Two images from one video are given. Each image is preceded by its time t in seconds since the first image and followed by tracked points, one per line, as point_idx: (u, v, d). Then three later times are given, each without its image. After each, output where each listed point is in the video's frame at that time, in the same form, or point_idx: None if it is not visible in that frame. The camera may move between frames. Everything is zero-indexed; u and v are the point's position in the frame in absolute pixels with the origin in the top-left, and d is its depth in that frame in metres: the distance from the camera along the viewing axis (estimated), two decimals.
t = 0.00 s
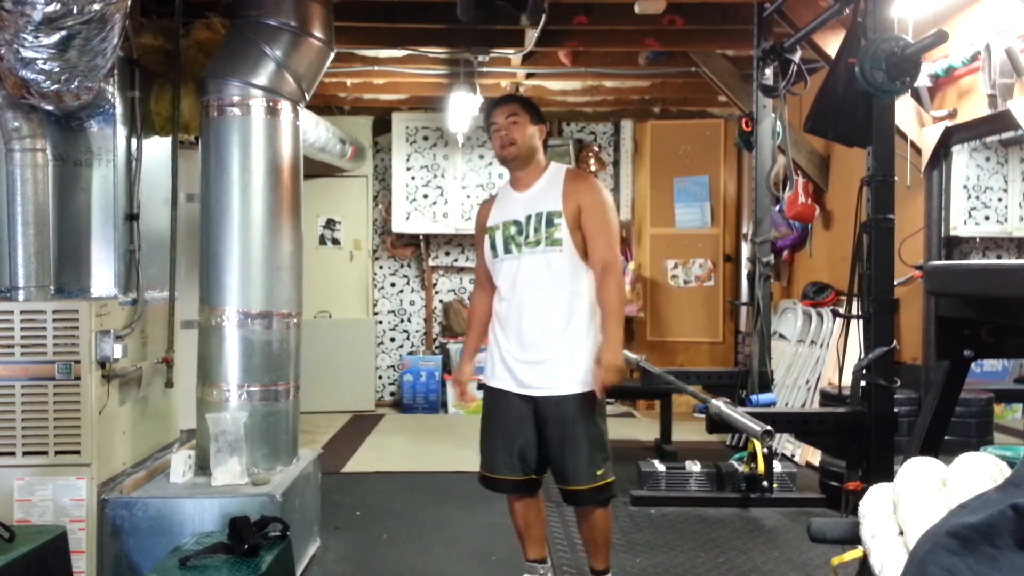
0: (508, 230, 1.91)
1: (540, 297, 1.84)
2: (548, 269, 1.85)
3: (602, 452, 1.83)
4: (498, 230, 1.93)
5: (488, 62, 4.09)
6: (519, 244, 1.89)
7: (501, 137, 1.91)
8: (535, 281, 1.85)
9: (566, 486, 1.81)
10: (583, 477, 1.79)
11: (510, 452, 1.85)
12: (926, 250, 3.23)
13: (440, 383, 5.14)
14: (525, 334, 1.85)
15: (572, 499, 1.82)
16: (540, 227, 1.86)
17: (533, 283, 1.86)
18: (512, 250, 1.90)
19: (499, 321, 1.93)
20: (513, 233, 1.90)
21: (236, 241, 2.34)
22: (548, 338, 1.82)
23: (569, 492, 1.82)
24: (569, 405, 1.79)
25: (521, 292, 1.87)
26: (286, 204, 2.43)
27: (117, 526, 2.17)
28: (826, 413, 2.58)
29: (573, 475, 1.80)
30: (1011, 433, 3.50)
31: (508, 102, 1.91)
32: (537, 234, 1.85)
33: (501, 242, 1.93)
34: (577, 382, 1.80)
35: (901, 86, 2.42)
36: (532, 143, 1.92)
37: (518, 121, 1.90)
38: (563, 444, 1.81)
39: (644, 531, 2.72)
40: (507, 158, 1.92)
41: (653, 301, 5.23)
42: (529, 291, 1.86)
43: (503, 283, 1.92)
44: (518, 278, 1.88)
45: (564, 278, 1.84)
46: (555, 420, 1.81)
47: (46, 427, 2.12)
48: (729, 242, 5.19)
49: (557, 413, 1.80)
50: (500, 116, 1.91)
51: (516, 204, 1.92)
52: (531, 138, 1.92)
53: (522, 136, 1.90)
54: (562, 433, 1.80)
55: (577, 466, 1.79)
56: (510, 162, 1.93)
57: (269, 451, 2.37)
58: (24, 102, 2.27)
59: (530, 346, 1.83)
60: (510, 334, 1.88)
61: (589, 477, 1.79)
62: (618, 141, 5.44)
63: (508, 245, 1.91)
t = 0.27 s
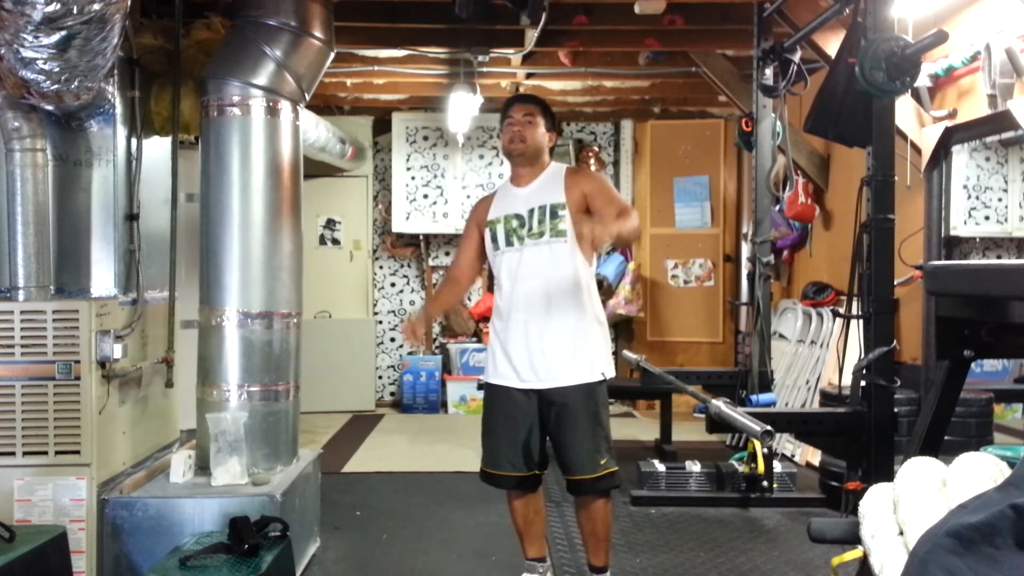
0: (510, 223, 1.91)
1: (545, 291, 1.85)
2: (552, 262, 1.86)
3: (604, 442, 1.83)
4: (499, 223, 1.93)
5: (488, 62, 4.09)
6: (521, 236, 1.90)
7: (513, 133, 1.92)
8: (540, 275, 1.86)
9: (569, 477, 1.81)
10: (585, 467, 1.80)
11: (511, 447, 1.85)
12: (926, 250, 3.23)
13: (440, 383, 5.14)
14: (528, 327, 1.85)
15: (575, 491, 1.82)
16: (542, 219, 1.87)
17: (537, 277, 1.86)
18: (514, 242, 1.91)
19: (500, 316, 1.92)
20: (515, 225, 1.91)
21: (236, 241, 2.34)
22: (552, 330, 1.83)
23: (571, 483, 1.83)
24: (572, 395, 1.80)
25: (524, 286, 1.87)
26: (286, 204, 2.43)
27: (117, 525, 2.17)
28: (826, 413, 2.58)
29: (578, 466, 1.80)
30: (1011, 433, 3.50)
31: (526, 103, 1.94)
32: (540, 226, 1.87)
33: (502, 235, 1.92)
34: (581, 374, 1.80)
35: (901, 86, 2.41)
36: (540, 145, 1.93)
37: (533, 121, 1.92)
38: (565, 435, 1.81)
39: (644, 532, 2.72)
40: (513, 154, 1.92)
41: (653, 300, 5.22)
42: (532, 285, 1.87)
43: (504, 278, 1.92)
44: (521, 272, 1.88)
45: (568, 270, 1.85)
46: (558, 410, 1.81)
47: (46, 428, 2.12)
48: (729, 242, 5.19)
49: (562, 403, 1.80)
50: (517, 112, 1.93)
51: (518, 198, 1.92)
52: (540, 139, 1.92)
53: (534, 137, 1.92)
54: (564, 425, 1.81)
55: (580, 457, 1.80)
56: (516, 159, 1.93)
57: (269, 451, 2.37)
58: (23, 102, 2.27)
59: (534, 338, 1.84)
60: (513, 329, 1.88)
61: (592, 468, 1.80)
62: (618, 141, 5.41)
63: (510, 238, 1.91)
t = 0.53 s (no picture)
0: (510, 220, 1.92)
1: (545, 288, 1.85)
2: (552, 261, 1.86)
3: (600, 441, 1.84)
4: (499, 219, 1.93)
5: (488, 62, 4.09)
6: (521, 233, 1.90)
7: (523, 132, 1.93)
8: (539, 272, 1.86)
9: (566, 477, 1.81)
10: (582, 466, 1.80)
11: (508, 448, 1.84)
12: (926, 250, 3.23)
13: (440, 383, 5.14)
14: (527, 326, 1.85)
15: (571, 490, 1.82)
16: (544, 217, 1.87)
17: (536, 274, 1.86)
18: (514, 238, 1.91)
19: (497, 314, 1.92)
20: (515, 222, 1.91)
21: (236, 241, 2.34)
22: (551, 329, 1.83)
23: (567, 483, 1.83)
24: (568, 395, 1.80)
25: (523, 285, 1.87)
26: (286, 204, 2.43)
27: (117, 526, 2.17)
28: (826, 413, 2.58)
29: (574, 465, 1.80)
30: (1011, 433, 3.50)
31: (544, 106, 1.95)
32: (541, 224, 1.87)
33: (501, 232, 1.93)
34: (579, 373, 1.81)
35: (901, 86, 2.41)
36: (548, 148, 1.94)
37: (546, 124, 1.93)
38: (561, 435, 1.81)
39: (644, 532, 2.72)
40: (521, 153, 1.92)
41: (653, 300, 5.22)
42: (531, 283, 1.86)
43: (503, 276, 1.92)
44: (521, 268, 1.88)
45: (568, 269, 1.86)
46: (553, 410, 1.81)
47: (46, 428, 2.12)
48: (729, 242, 5.19)
49: (558, 402, 1.80)
50: (532, 113, 1.93)
51: (519, 194, 1.93)
52: (549, 143, 1.94)
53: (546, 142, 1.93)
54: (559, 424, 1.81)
55: (576, 456, 1.80)
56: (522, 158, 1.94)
57: (269, 451, 2.37)
58: (23, 102, 2.27)
59: (533, 336, 1.83)
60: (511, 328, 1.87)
61: (588, 467, 1.80)
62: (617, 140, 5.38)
63: (509, 235, 1.92)
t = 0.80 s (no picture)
0: (513, 217, 1.92)
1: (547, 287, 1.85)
2: (555, 259, 1.86)
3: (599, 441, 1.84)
4: (502, 215, 1.93)
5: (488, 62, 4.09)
6: (524, 231, 1.90)
7: (535, 130, 1.92)
8: (542, 271, 1.86)
9: (565, 477, 1.81)
10: (581, 466, 1.80)
11: (506, 448, 1.84)
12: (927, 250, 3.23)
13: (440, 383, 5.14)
14: (528, 325, 1.85)
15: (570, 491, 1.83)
16: (549, 216, 1.87)
17: (539, 273, 1.86)
18: (516, 235, 1.90)
19: (497, 313, 1.91)
20: (518, 219, 1.91)
21: (236, 241, 2.34)
22: (553, 328, 1.83)
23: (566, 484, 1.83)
24: (569, 395, 1.80)
25: (525, 283, 1.87)
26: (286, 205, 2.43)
27: (117, 525, 2.17)
28: (826, 413, 2.58)
29: (573, 466, 1.80)
30: (1011, 433, 3.50)
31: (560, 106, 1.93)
32: (545, 223, 1.86)
33: (503, 228, 1.92)
34: (580, 373, 1.81)
35: (901, 86, 2.41)
36: (558, 150, 1.95)
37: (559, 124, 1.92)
38: (560, 435, 1.81)
39: (644, 532, 2.72)
40: (530, 151, 1.92)
41: (653, 300, 5.22)
42: (533, 283, 1.86)
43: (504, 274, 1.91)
44: (523, 267, 1.88)
45: (570, 269, 1.86)
46: (555, 409, 1.81)
47: (46, 428, 2.12)
48: (729, 242, 5.19)
49: (560, 402, 1.80)
50: (547, 112, 1.91)
51: (524, 192, 1.92)
52: (559, 144, 1.94)
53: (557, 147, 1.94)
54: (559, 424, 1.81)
55: (575, 455, 1.80)
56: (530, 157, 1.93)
57: (269, 451, 2.37)
58: (23, 102, 2.27)
59: (535, 335, 1.84)
60: (513, 327, 1.87)
61: (587, 467, 1.80)
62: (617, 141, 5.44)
63: (511, 232, 1.91)
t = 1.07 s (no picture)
0: (520, 215, 1.90)
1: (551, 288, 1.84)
2: (560, 260, 1.86)
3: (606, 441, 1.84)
4: (509, 211, 1.91)
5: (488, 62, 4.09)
6: (530, 231, 1.88)
7: (552, 131, 1.91)
8: (545, 273, 1.85)
9: (573, 478, 1.81)
10: (590, 467, 1.80)
11: (512, 451, 1.82)
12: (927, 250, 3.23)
13: (440, 383, 5.14)
14: (532, 326, 1.84)
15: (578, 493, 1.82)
16: (556, 219, 1.87)
17: (543, 274, 1.85)
18: (521, 235, 1.89)
19: (497, 313, 1.89)
20: (524, 219, 1.90)
21: (235, 241, 2.34)
22: (557, 329, 1.82)
23: (574, 485, 1.82)
24: (573, 396, 1.81)
25: (529, 284, 1.86)
26: (286, 205, 2.43)
27: (117, 525, 2.17)
28: (827, 413, 2.58)
29: (581, 467, 1.80)
30: (1011, 433, 3.50)
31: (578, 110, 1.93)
32: (552, 225, 1.87)
33: (510, 225, 1.90)
34: (585, 374, 1.82)
35: (901, 86, 2.42)
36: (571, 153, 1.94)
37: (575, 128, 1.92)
38: (569, 435, 1.81)
39: (644, 532, 2.72)
40: (544, 151, 1.92)
41: (653, 300, 5.23)
42: (537, 283, 1.85)
43: (503, 275, 1.90)
44: (527, 268, 1.87)
45: (573, 270, 1.86)
46: (559, 410, 1.82)
47: (46, 428, 2.12)
48: (729, 242, 5.19)
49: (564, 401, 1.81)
50: (564, 113, 1.91)
51: (533, 191, 1.92)
52: (573, 148, 1.94)
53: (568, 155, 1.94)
54: (567, 423, 1.81)
55: (584, 456, 1.80)
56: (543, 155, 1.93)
57: (268, 451, 2.37)
58: (23, 102, 2.27)
59: (539, 337, 1.83)
60: (516, 326, 1.86)
61: (596, 467, 1.80)
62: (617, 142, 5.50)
63: (517, 230, 1.89)
